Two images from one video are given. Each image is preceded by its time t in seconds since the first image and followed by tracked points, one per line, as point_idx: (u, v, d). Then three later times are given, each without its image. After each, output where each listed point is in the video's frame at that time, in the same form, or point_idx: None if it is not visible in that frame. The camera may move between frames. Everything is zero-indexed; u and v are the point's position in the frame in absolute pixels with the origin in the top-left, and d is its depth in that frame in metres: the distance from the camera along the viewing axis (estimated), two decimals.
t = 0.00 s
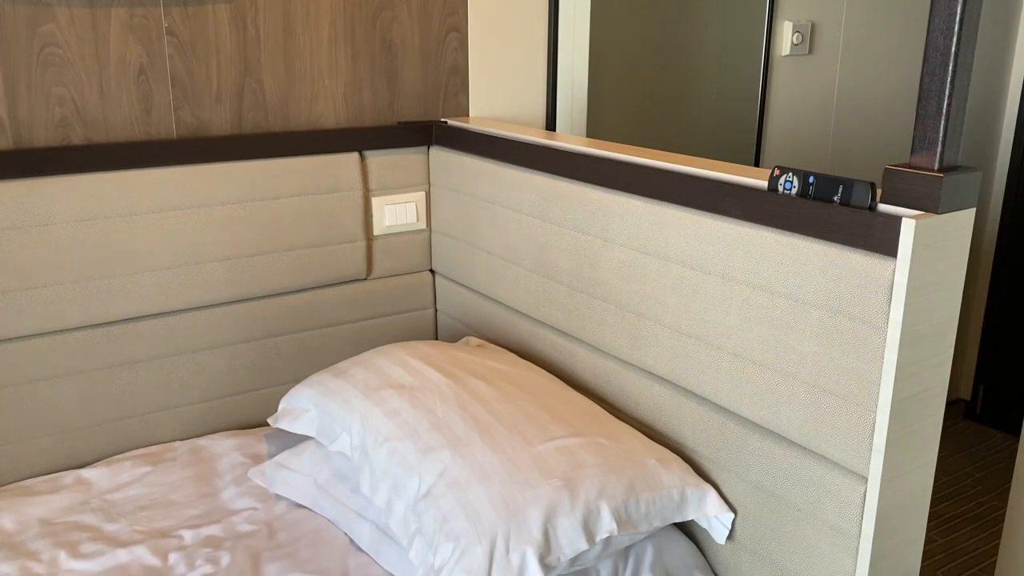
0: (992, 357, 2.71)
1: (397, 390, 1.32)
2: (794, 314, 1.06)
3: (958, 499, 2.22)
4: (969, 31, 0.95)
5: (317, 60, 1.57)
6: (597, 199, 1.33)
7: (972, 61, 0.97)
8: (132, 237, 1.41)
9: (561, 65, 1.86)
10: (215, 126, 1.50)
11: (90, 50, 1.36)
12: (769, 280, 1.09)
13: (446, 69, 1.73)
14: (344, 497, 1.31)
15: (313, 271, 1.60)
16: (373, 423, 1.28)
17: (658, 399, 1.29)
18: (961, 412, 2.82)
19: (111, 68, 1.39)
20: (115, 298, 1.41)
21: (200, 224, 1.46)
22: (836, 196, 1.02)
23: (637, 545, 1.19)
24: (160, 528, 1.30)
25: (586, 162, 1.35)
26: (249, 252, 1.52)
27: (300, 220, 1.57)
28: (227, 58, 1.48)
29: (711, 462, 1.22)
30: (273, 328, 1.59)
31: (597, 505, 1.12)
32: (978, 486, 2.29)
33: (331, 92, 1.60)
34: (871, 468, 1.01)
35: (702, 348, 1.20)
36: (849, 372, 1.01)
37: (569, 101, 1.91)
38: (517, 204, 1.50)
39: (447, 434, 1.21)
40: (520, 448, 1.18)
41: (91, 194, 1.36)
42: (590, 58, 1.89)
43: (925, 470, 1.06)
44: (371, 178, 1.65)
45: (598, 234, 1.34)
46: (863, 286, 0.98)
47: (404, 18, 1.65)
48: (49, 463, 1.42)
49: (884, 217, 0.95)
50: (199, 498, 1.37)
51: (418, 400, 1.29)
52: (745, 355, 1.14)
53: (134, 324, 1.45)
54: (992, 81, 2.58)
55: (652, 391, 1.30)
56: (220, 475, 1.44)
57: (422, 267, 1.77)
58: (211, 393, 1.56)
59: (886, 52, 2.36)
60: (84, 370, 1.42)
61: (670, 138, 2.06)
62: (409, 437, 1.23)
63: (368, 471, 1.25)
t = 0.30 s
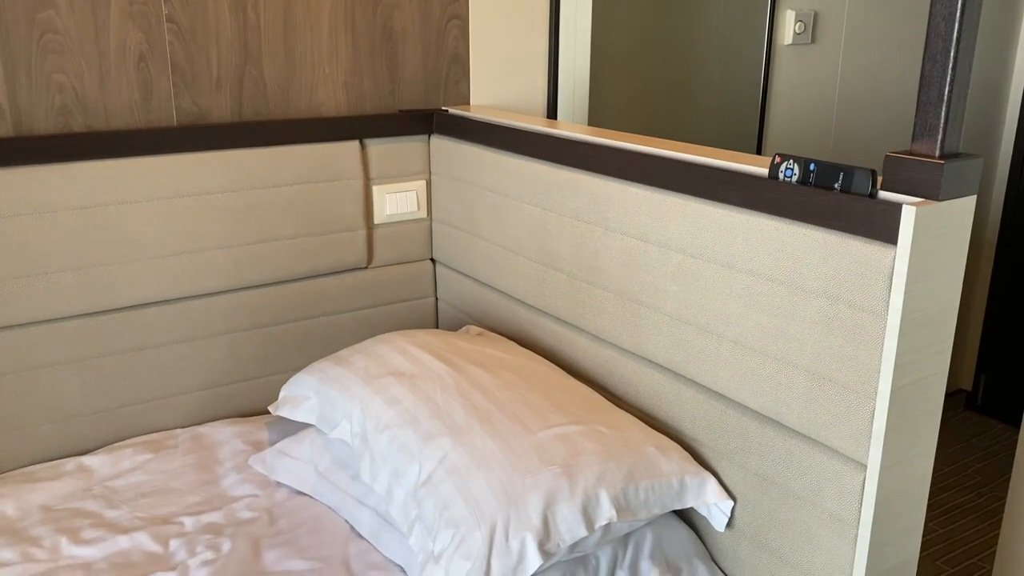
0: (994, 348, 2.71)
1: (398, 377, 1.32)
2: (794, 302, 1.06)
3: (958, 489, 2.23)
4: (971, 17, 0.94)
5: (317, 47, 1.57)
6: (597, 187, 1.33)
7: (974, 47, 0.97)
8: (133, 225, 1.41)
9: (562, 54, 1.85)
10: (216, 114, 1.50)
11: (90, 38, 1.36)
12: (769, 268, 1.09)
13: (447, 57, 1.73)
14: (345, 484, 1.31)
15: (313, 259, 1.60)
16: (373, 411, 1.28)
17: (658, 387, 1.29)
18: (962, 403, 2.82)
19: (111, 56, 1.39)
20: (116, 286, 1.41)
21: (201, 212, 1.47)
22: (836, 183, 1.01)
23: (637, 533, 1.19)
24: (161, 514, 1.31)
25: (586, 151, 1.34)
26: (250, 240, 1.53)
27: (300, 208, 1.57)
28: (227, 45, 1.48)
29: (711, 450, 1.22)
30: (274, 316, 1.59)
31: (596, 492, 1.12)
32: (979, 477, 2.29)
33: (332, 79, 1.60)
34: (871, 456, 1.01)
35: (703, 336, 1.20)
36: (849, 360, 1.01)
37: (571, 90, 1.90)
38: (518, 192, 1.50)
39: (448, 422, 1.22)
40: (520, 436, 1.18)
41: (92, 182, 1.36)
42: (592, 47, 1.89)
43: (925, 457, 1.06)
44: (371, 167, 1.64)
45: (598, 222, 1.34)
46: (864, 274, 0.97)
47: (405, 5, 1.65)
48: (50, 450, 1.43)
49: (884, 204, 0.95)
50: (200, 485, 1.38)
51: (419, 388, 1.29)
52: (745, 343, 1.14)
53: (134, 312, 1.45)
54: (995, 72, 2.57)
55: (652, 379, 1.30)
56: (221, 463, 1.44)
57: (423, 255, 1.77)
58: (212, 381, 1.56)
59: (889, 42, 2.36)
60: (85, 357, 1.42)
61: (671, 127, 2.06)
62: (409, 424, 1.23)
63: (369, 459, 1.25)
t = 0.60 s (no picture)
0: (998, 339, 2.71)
1: (401, 364, 1.32)
2: (799, 289, 1.06)
3: (961, 480, 2.23)
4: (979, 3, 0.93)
5: (321, 32, 1.57)
6: (602, 174, 1.32)
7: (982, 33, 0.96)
8: (137, 212, 1.41)
9: (567, 41, 1.85)
10: (219, 100, 1.50)
11: (93, 23, 1.36)
12: (775, 255, 1.08)
13: (451, 44, 1.72)
14: (348, 471, 1.32)
15: (317, 247, 1.60)
16: (377, 397, 1.28)
17: (662, 375, 1.29)
18: (966, 394, 2.81)
19: (114, 42, 1.38)
20: (120, 273, 1.41)
21: (204, 198, 1.46)
22: (842, 170, 1.01)
23: (640, 520, 1.19)
24: (165, 500, 1.31)
25: (590, 138, 1.34)
26: (254, 227, 1.53)
27: (304, 196, 1.57)
28: (231, 31, 1.48)
29: (715, 438, 1.22)
30: (278, 304, 1.59)
31: (600, 479, 1.12)
32: (982, 468, 2.29)
33: (336, 66, 1.60)
34: (875, 444, 1.00)
35: (707, 324, 1.19)
36: (854, 347, 1.01)
37: (575, 79, 1.90)
38: (522, 180, 1.49)
39: (451, 409, 1.22)
40: (524, 423, 1.18)
41: (95, 169, 1.36)
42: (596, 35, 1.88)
43: (930, 445, 1.06)
44: (375, 154, 1.64)
45: (602, 210, 1.33)
46: (869, 261, 0.97)
47: None
48: (55, 436, 1.43)
49: (890, 191, 0.95)
50: (204, 471, 1.38)
51: (422, 375, 1.29)
52: (750, 331, 1.13)
53: (138, 299, 1.45)
54: (1002, 61, 2.55)
55: (656, 367, 1.30)
56: (225, 449, 1.44)
57: (427, 244, 1.77)
58: (216, 368, 1.57)
59: (895, 29, 2.35)
60: (89, 344, 1.42)
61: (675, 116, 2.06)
62: (413, 411, 1.23)
63: (372, 446, 1.26)
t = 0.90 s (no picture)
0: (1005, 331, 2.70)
1: (406, 351, 1.32)
2: (806, 277, 1.05)
3: (967, 471, 2.22)
4: None
5: (326, 19, 1.56)
6: (609, 161, 1.32)
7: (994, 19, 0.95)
8: (142, 198, 1.41)
9: (574, 29, 1.84)
10: (225, 86, 1.50)
11: (99, 8, 1.35)
12: (782, 243, 1.08)
13: (457, 31, 1.72)
14: (353, 457, 1.32)
15: (322, 234, 1.60)
16: (382, 384, 1.28)
17: (668, 363, 1.28)
18: (972, 386, 2.81)
19: (120, 27, 1.38)
20: (125, 259, 1.42)
21: (210, 184, 1.46)
22: (851, 156, 1.00)
23: (644, 508, 1.19)
24: (170, 485, 1.32)
25: (597, 125, 1.33)
26: (259, 214, 1.52)
27: (309, 183, 1.56)
28: (237, 17, 1.47)
29: (720, 426, 1.22)
30: (283, 291, 1.59)
31: (605, 466, 1.12)
32: (988, 460, 2.28)
33: (341, 52, 1.59)
34: (882, 432, 1.00)
35: (713, 312, 1.19)
36: (861, 335, 1.00)
37: (582, 66, 1.88)
38: (528, 168, 1.49)
39: (456, 396, 1.22)
40: (529, 410, 1.18)
41: (100, 154, 1.36)
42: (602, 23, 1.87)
43: (937, 433, 1.05)
44: (381, 141, 1.64)
45: (609, 197, 1.33)
46: (878, 248, 0.96)
47: None
48: (60, 421, 1.44)
49: (900, 177, 0.94)
50: (209, 457, 1.39)
51: (428, 362, 1.29)
52: (757, 319, 1.13)
53: (143, 285, 1.45)
54: (1012, 51, 2.53)
55: (661, 355, 1.29)
56: (230, 435, 1.45)
57: (432, 232, 1.76)
58: (221, 354, 1.57)
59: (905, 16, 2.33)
60: (94, 330, 1.42)
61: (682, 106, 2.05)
62: (418, 398, 1.23)
63: (377, 432, 1.26)
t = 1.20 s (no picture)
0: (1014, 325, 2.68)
1: (414, 339, 1.32)
2: (817, 265, 1.05)
3: (974, 464, 2.22)
4: None
5: (336, 4, 1.56)
6: (618, 149, 1.31)
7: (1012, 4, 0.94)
8: (150, 183, 1.41)
9: (584, 17, 1.82)
10: (234, 72, 1.49)
11: None
12: (793, 231, 1.07)
13: (466, 18, 1.71)
14: (360, 444, 1.32)
15: (330, 221, 1.60)
16: (390, 371, 1.28)
17: (676, 352, 1.28)
18: (980, 379, 2.80)
19: (129, 12, 1.38)
20: (133, 244, 1.42)
21: (218, 170, 1.46)
22: (864, 144, 0.99)
23: (652, 496, 1.18)
24: (178, 471, 1.32)
25: (607, 113, 1.33)
26: (267, 200, 1.52)
27: (317, 169, 1.56)
28: (246, 2, 1.47)
29: (728, 415, 1.21)
30: (291, 278, 1.59)
31: (613, 454, 1.12)
32: (996, 453, 2.28)
33: (350, 39, 1.59)
34: (892, 422, 0.99)
35: (722, 301, 1.18)
36: (872, 324, 0.99)
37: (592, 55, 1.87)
38: (537, 155, 1.48)
39: (464, 383, 1.21)
40: (537, 398, 1.18)
41: (109, 139, 1.36)
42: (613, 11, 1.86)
43: (948, 423, 1.04)
44: (389, 128, 1.63)
45: (618, 185, 1.32)
46: (890, 236, 0.96)
47: None
48: (69, 406, 1.44)
49: (914, 164, 0.93)
50: (216, 443, 1.39)
51: (435, 349, 1.29)
52: (766, 308, 1.12)
53: (150, 271, 1.45)
54: None
55: (669, 344, 1.29)
56: (238, 422, 1.45)
57: (440, 220, 1.76)
58: (230, 340, 1.57)
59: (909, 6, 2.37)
60: (102, 315, 1.43)
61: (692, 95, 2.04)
62: (426, 385, 1.23)
63: (385, 419, 1.26)
